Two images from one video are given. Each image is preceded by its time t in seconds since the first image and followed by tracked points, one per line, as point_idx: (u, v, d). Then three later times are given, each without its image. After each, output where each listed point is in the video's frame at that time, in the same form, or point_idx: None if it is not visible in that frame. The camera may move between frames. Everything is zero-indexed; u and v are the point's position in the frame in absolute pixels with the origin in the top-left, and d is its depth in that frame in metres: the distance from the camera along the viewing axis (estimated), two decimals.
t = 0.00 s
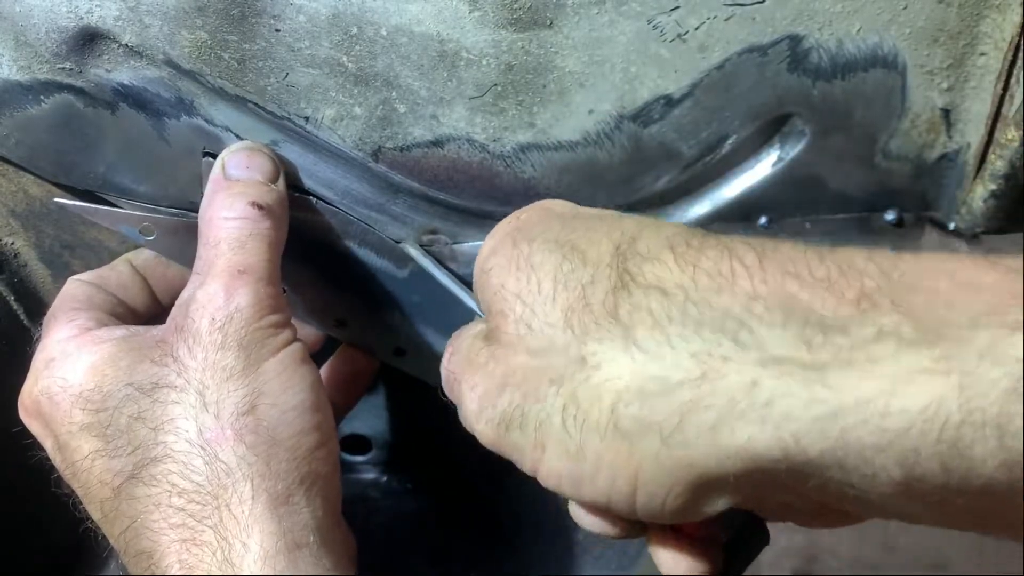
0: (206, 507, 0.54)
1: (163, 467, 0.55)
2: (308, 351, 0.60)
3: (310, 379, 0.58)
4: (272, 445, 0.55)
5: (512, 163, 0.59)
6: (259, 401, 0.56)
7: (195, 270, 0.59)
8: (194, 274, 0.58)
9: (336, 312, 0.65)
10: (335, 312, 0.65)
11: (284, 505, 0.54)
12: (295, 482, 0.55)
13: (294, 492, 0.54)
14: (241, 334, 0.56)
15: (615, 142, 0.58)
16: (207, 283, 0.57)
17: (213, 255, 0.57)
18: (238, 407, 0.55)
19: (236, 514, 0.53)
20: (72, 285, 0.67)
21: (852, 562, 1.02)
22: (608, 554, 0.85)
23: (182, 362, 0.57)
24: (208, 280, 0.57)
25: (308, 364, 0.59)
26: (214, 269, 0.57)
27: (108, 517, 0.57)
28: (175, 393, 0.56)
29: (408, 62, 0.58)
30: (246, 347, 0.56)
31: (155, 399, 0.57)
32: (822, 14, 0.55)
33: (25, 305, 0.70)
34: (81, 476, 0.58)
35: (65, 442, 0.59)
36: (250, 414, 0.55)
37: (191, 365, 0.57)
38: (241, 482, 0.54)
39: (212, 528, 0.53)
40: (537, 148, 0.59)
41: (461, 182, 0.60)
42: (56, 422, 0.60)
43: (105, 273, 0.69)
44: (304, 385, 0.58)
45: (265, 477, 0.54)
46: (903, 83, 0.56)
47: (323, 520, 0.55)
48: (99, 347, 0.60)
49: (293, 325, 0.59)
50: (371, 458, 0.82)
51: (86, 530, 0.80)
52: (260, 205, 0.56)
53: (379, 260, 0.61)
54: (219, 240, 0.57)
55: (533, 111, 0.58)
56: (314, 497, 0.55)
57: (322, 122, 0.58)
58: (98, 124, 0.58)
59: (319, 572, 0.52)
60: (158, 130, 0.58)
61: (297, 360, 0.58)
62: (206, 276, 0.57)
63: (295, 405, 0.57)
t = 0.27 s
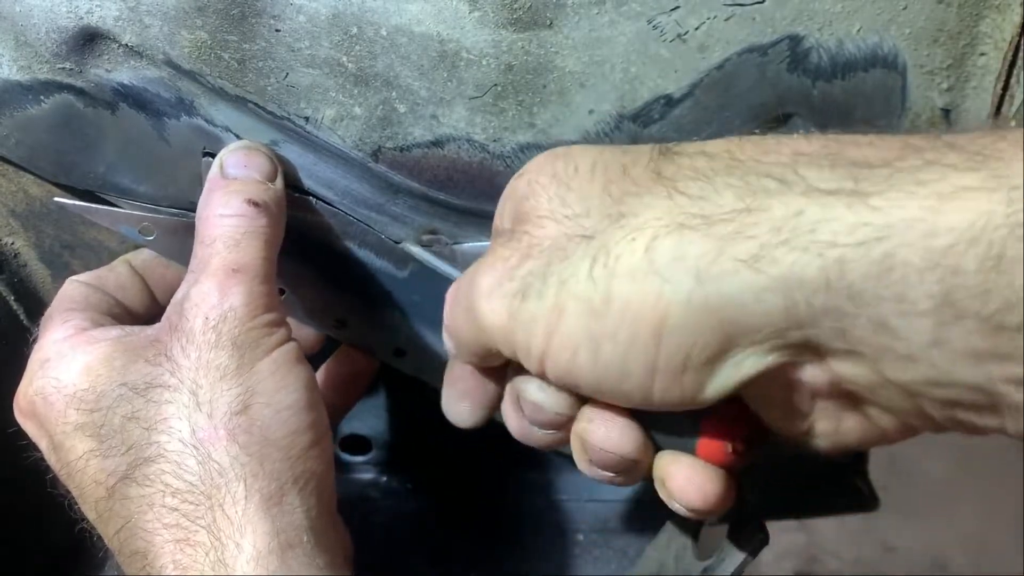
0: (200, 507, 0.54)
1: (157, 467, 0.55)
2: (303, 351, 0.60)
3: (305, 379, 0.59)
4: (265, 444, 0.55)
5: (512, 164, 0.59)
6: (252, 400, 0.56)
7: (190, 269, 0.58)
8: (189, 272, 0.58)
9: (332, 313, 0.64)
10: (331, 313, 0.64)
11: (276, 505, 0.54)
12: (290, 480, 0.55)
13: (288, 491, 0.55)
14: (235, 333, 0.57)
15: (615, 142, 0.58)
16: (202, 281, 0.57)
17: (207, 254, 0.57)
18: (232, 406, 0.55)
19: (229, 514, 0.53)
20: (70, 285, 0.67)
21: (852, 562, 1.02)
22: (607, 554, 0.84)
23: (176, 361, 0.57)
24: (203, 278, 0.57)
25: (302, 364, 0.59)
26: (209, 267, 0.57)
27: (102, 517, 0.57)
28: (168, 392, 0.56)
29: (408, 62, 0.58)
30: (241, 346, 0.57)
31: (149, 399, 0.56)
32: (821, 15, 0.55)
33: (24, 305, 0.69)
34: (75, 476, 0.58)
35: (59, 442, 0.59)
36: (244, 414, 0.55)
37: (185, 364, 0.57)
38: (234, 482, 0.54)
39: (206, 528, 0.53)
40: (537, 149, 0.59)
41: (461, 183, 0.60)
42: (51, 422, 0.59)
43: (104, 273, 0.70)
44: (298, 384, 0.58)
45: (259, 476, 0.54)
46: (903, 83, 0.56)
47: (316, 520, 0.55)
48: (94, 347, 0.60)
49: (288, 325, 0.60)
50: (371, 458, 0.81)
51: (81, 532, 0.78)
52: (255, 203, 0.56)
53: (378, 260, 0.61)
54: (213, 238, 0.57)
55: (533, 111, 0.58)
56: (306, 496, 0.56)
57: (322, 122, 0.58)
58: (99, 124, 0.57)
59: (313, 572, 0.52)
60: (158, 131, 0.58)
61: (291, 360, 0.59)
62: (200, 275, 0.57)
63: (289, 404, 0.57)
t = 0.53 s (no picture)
0: (201, 511, 0.54)
1: (157, 470, 0.55)
2: (304, 354, 0.60)
3: (306, 383, 0.59)
4: (268, 449, 0.55)
5: (512, 164, 0.60)
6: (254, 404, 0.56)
7: (192, 271, 0.58)
8: (191, 275, 0.58)
9: (332, 315, 0.64)
10: (331, 315, 0.64)
11: (278, 510, 0.54)
12: (291, 484, 0.55)
13: (288, 495, 0.55)
14: (236, 337, 0.56)
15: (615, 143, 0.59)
16: (203, 284, 0.57)
17: (209, 257, 0.57)
18: (234, 410, 0.55)
19: (231, 518, 0.53)
20: (68, 285, 0.68)
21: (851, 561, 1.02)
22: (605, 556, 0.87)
23: (178, 364, 0.57)
24: (205, 280, 0.57)
25: (304, 367, 0.59)
26: (211, 270, 0.57)
27: (103, 518, 0.57)
28: (169, 395, 0.56)
29: (407, 63, 0.57)
30: (243, 349, 0.56)
31: (152, 402, 0.56)
32: (822, 15, 0.55)
33: (24, 305, 0.70)
34: (76, 477, 0.58)
35: (60, 443, 0.59)
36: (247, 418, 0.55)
37: (187, 368, 0.56)
38: (236, 486, 0.54)
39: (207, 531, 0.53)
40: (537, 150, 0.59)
41: (460, 183, 0.61)
42: (51, 422, 0.60)
43: (103, 273, 0.70)
44: (300, 389, 0.58)
45: (261, 481, 0.54)
46: (903, 83, 0.55)
47: (315, 523, 0.56)
48: (93, 348, 0.60)
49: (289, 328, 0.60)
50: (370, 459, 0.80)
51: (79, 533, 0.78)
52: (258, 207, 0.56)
53: (378, 262, 0.61)
54: (215, 241, 0.57)
55: (533, 111, 0.58)
56: (307, 499, 0.56)
57: (321, 122, 0.58)
58: (98, 123, 0.58)
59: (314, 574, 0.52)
60: (158, 130, 0.58)
61: (293, 364, 0.58)
62: (202, 277, 0.57)
63: (290, 409, 0.57)
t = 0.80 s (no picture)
0: (203, 510, 0.54)
1: (161, 469, 0.55)
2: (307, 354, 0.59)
3: (310, 383, 0.58)
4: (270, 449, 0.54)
5: (512, 164, 0.60)
6: (257, 404, 0.55)
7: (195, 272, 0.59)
8: (194, 276, 0.59)
9: (333, 315, 0.62)
10: (332, 314, 0.62)
11: (279, 509, 0.53)
12: (292, 485, 0.54)
13: (290, 496, 0.54)
14: (238, 336, 0.56)
15: (615, 143, 0.59)
16: (206, 284, 0.57)
17: (212, 257, 0.58)
18: (237, 409, 0.55)
19: (233, 517, 0.53)
20: (70, 283, 0.68)
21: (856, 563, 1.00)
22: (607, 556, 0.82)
23: (180, 364, 0.57)
24: (207, 280, 0.57)
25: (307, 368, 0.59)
26: (214, 270, 0.57)
27: (106, 516, 0.57)
28: (171, 394, 0.56)
29: (407, 63, 0.58)
30: (245, 349, 0.56)
31: (155, 401, 0.57)
32: (822, 15, 0.55)
33: (24, 305, 0.70)
34: (79, 477, 0.58)
35: (63, 441, 0.59)
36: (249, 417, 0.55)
37: (190, 368, 0.57)
38: (238, 486, 0.53)
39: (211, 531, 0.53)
40: (537, 150, 0.59)
41: (461, 184, 0.61)
42: (54, 422, 0.60)
43: (105, 271, 0.70)
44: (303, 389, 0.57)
45: (264, 481, 0.53)
46: (903, 82, 0.55)
47: (318, 523, 0.55)
48: (97, 345, 0.60)
49: (292, 327, 0.59)
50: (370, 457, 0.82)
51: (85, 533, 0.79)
52: (259, 207, 0.57)
53: (378, 262, 0.61)
54: (218, 241, 0.57)
55: (533, 112, 0.58)
56: (310, 499, 0.55)
57: (322, 123, 0.58)
58: (98, 123, 0.58)
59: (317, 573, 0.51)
60: (158, 130, 0.58)
61: (296, 364, 0.58)
62: (205, 278, 0.58)
63: (293, 410, 0.56)
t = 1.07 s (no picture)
0: (199, 515, 0.54)
1: (156, 475, 0.55)
2: (303, 356, 0.60)
3: (305, 387, 0.58)
4: (264, 454, 0.55)
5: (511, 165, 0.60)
6: (252, 409, 0.55)
7: (190, 271, 0.58)
8: (189, 275, 0.58)
9: (333, 316, 0.61)
10: (333, 315, 0.61)
11: (275, 514, 0.53)
12: (286, 491, 0.54)
13: (286, 501, 0.54)
14: (235, 339, 0.56)
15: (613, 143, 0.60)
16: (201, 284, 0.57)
17: (208, 257, 0.57)
18: (230, 415, 0.55)
19: (228, 522, 0.53)
20: (70, 285, 0.68)
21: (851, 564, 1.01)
22: (606, 556, 0.81)
23: (175, 367, 0.57)
24: (203, 281, 0.57)
25: (302, 372, 0.59)
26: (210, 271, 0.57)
27: (102, 522, 0.57)
28: (166, 398, 0.56)
29: (407, 63, 0.59)
30: (242, 352, 0.56)
31: (149, 406, 0.56)
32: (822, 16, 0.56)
33: (24, 305, 0.70)
34: (76, 481, 0.58)
35: (59, 447, 0.59)
36: (244, 423, 0.55)
37: (186, 371, 0.56)
38: (234, 491, 0.53)
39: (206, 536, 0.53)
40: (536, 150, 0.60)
41: (460, 184, 0.61)
42: (51, 426, 0.60)
43: (105, 274, 0.70)
44: (297, 394, 0.58)
45: (259, 486, 0.54)
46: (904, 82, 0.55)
47: (314, 529, 0.55)
48: (97, 346, 0.61)
49: (288, 330, 0.59)
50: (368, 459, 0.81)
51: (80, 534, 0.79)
52: (258, 205, 0.56)
53: (378, 264, 0.60)
54: (215, 241, 0.57)
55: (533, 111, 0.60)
56: (305, 503, 0.55)
57: (321, 123, 0.59)
58: (98, 123, 0.57)
59: None
60: (158, 131, 0.57)
61: (292, 366, 0.58)
62: (199, 278, 0.57)
63: (288, 413, 0.57)
